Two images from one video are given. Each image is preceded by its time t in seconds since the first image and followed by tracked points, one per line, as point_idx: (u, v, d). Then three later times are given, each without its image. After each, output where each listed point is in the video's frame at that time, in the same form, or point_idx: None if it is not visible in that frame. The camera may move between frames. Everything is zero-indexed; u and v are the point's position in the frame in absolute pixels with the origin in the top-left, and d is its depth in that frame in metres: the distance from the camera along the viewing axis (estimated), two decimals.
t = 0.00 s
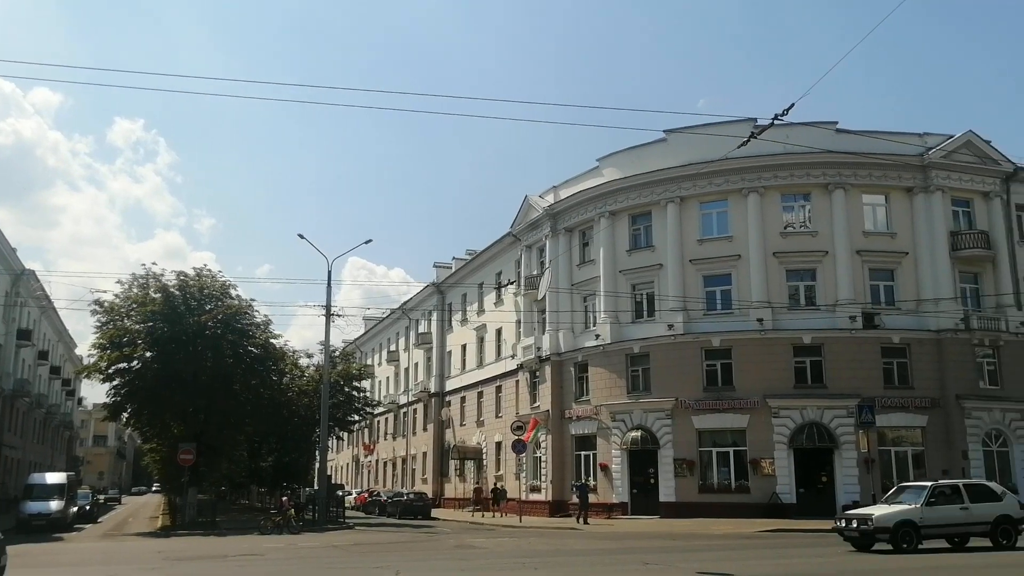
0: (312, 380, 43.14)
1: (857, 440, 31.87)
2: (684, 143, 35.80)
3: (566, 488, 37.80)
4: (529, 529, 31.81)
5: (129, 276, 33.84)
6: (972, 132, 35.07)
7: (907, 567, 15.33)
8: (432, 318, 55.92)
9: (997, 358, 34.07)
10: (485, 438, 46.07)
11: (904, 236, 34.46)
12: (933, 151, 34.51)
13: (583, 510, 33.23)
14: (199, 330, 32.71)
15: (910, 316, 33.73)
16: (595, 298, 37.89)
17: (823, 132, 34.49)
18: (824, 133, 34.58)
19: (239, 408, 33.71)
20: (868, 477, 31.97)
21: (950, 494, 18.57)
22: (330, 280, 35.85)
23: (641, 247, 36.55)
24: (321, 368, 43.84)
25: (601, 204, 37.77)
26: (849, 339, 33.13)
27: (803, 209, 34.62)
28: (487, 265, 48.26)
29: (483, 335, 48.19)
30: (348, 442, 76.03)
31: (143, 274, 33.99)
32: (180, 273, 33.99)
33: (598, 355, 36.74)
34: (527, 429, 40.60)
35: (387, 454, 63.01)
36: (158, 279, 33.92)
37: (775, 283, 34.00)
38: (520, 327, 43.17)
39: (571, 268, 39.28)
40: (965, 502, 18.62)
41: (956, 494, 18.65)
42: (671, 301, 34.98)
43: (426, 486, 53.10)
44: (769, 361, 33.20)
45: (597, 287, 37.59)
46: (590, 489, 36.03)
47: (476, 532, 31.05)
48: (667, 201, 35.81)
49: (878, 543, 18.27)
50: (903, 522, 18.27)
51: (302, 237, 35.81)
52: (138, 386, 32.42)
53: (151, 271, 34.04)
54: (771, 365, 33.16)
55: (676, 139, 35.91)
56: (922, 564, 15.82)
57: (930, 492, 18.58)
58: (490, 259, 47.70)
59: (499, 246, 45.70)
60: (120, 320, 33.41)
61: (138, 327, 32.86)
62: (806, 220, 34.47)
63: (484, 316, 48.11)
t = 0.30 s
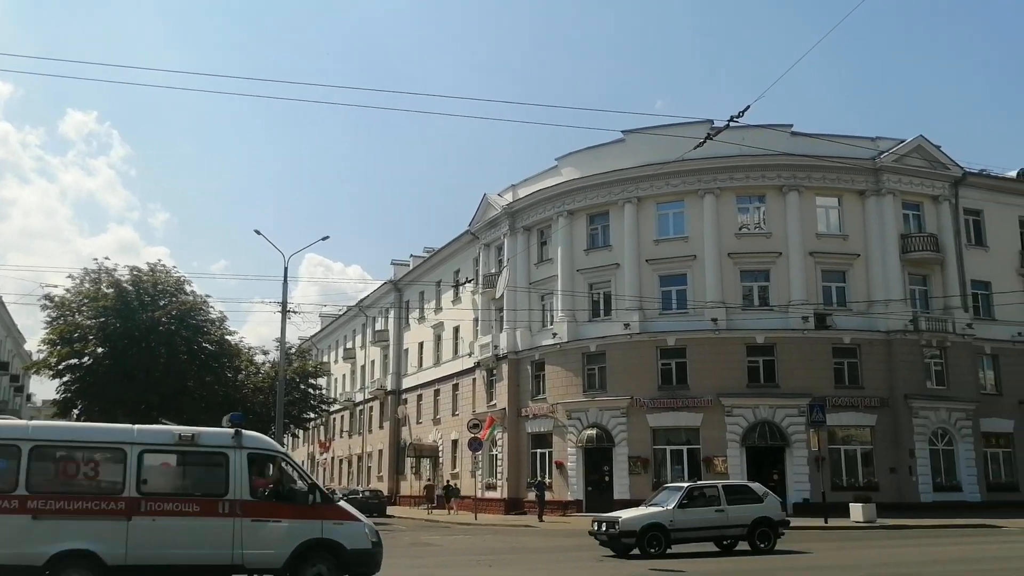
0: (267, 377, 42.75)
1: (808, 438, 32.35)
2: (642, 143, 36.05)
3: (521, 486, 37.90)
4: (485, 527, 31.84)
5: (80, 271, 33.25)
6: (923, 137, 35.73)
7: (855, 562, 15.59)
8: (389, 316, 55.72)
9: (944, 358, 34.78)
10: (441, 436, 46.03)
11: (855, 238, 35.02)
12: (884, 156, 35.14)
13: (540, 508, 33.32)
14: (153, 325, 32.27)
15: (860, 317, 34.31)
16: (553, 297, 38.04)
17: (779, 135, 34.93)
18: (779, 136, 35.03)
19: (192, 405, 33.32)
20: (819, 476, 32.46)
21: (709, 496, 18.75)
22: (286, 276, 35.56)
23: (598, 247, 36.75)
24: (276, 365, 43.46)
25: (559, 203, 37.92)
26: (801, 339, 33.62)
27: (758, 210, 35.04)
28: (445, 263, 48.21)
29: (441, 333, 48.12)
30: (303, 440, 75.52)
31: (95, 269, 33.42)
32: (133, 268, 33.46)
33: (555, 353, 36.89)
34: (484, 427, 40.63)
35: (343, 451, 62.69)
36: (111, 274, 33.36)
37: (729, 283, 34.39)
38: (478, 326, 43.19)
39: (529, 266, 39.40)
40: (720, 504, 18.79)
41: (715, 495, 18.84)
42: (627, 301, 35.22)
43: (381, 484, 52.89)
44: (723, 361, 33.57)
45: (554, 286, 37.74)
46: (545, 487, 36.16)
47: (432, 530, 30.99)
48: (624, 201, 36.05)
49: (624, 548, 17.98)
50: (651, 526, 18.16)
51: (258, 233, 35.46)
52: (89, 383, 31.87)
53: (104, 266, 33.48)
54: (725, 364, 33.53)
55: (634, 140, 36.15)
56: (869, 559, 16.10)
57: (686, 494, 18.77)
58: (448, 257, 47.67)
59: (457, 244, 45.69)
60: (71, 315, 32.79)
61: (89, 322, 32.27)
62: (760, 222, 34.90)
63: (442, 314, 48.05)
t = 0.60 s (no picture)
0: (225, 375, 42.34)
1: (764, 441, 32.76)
2: (605, 147, 36.31)
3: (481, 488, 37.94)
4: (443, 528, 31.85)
5: (34, 266, 32.74)
6: (879, 146, 36.35)
7: (806, 565, 15.87)
8: (350, 315, 55.52)
9: (897, 363, 35.40)
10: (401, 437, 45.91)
11: (812, 244, 35.54)
12: (842, 164, 35.72)
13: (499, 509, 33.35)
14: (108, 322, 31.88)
15: (816, 322, 34.83)
16: (514, 298, 38.16)
17: (738, 141, 35.35)
18: (738, 142, 35.46)
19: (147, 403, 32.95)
20: (774, 478, 32.88)
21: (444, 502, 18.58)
22: (246, 274, 35.32)
23: (560, 249, 36.91)
24: (234, 364, 43.08)
25: (522, 205, 38.05)
26: (758, 343, 34.05)
27: (717, 215, 35.43)
28: (406, 263, 48.16)
29: (401, 333, 48.02)
30: (261, 439, 74.92)
31: (50, 264, 32.93)
32: (89, 264, 33.02)
33: (516, 355, 36.99)
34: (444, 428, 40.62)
35: (301, 451, 62.25)
36: (66, 270, 32.88)
37: (688, 288, 34.74)
38: (439, 326, 43.18)
39: (491, 267, 39.48)
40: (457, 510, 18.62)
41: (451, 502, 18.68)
42: (588, 303, 35.43)
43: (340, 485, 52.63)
44: (682, 364, 33.89)
45: (516, 288, 37.86)
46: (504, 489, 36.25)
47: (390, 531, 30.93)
48: (586, 204, 36.26)
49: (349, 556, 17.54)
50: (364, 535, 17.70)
51: (217, 230, 35.14)
52: (41, 380, 31.38)
53: (59, 261, 32.99)
54: (683, 367, 33.86)
55: (597, 144, 36.40)
56: (820, 562, 16.40)
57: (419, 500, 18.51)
58: (410, 258, 47.63)
59: (419, 244, 45.65)
60: (24, 311, 32.25)
61: (43, 318, 31.77)
62: (719, 227, 35.26)
63: (403, 314, 47.95)
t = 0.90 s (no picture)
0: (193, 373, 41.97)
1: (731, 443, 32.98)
2: (577, 149, 36.41)
3: (450, 487, 37.90)
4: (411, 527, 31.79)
5: None
6: (847, 151, 36.72)
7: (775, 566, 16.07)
8: (320, 313, 55.27)
9: (863, 367, 35.78)
10: (370, 436, 45.76)
11: (781, 247, 35.82)
12: (811, 168, 36.07)
13: (469, 509, 33.28)
14: (75, 318, 31.52)
15: (784, 325, 35.11)
16: (485, 298, 38.17)
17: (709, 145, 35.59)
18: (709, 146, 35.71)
19: (114, 400, 32.59)
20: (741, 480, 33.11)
21: (179, 500, 15.99)
22: (215, 270, 35.08)
23: (531, 250, 36.97)
24: (202, 361, 42.72)
25: (494, 205, 38.08)
26: (726, 345, 34.32)
27: (688, 218, 35.63)
28: (377, 262, 48.03)
29: (371, 332, 47.88)
30: (229, 438, 74.37)
31: (15, 259, 32.49)
32: (55, 259, 32.63)
33: (486, 355, 37.02)
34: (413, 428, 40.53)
35: (269, 450, 61.89)
36: (31, 264, 32.45)
37: (658, 290, 34.90)
38: (409, 326, 43.09)
39: (462, 267, 39.47)
40: (199, 512, 15.99)
41: (191, 501, 16.08)
42: (559, 304, 35.50)
43: (308, 484, 52.34)
44: (651, 366, 34.05)
45: (487, 288, 37.88)
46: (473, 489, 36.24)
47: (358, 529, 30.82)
48: (558, 205, 36.35)
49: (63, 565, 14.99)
50: (102, 536, 15.24)
51: (186, 226, 34.85)
52: (5, 376, 30.95)
53: (25, 256, 32.57)
54: (652, 368, 34.02)
55: (569, 145, 36.49)
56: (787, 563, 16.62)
57: (155, 501, 15.92)
58: (381, 256, 47.51)
59: (391, 243, 45.54)
60: None
61: (8, 314, 31.36)
62: (690, 229, 35.48)
63: (373, 313, 47.80)
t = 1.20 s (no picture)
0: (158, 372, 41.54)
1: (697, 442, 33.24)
2: (547, 150, 36.52)
3: (417, 487, 37.86)
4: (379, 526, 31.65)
5: None
6: (813, 154, 37.14)
7: (742, 564, 16.25)
8: (288, 312, 54.98)
9: (827, 368, 36.21)
10: (337, 436, 45.58)
11: (747, 249, 36.15)
12: (777, 171, 36.46)
13: (437, 509, 33.23)
14: (37, 316, 31.11)
15: (749, 326, 35.43)
16: (454, 298, 38.18)
17: (677, 147, 35.85)
18: (677, 148, 35.97)
19: (76, 400, 32.19)
20: (706, 479, 33.39)
21: None
22: (181, 268, 34.78)
23: (500, 250, 37.03)
24: (168, 360, 42.31)
25: (463, 205, 38.11)
26: (692, 346, 34.58)
27: (655, 219, 35.85)
28: (346, 261, 47.88)
29: (339, 332, 47.71)
30: (195, 437, 73.72)
31: None
32: (18, 256, 32.20)
33: (454, 354, 37.03)
34: (381, 428, 40.45)
35: (235, 449, 61.47)
36: None
37: (626, 290, 35.09)
38: (377, 325, 42.99)
39: (431, 266, 39.45)
40: None
41: None
42: (527, 304, 35.58)
43: (274, 484, 52.02)
44: (619, 366, 34.25)
45: (455, 287, 37.90)
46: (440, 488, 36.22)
47: (324, 529, 30.65)
48: (527, 206, 36.43)
49: None
50: None
51: (152, 223, 34.55)
52: None
53: None
54: (620, 369, 34.22)
55: (539, 146, 36.60)
56: (753, 561, 16.81)
57: None
58: (349, 256, 47.37)
59: (359, 242, 45.42)
60: None
61: None
62: (657, 230, 35.71)
63: (341, 312, 47.63)
